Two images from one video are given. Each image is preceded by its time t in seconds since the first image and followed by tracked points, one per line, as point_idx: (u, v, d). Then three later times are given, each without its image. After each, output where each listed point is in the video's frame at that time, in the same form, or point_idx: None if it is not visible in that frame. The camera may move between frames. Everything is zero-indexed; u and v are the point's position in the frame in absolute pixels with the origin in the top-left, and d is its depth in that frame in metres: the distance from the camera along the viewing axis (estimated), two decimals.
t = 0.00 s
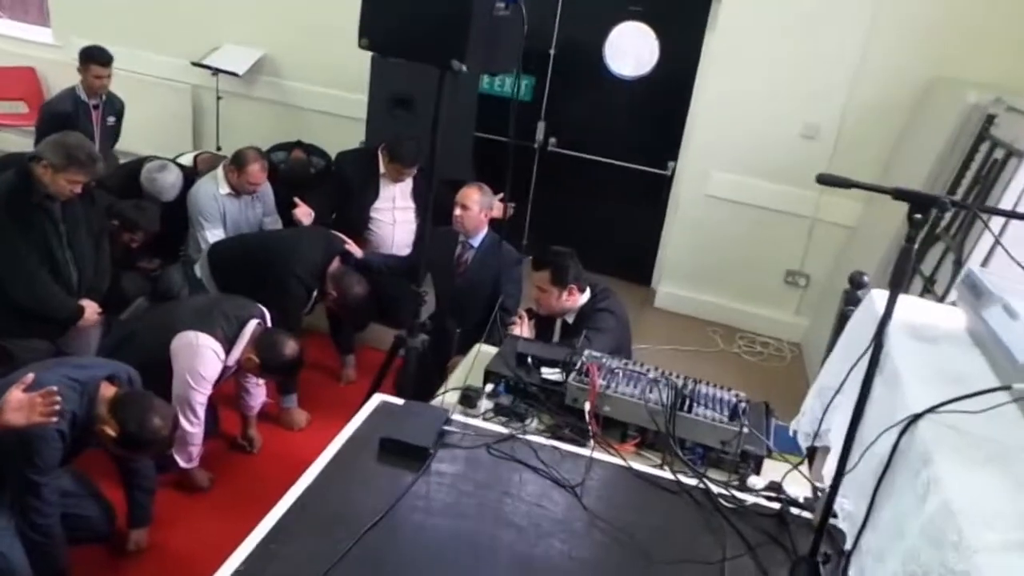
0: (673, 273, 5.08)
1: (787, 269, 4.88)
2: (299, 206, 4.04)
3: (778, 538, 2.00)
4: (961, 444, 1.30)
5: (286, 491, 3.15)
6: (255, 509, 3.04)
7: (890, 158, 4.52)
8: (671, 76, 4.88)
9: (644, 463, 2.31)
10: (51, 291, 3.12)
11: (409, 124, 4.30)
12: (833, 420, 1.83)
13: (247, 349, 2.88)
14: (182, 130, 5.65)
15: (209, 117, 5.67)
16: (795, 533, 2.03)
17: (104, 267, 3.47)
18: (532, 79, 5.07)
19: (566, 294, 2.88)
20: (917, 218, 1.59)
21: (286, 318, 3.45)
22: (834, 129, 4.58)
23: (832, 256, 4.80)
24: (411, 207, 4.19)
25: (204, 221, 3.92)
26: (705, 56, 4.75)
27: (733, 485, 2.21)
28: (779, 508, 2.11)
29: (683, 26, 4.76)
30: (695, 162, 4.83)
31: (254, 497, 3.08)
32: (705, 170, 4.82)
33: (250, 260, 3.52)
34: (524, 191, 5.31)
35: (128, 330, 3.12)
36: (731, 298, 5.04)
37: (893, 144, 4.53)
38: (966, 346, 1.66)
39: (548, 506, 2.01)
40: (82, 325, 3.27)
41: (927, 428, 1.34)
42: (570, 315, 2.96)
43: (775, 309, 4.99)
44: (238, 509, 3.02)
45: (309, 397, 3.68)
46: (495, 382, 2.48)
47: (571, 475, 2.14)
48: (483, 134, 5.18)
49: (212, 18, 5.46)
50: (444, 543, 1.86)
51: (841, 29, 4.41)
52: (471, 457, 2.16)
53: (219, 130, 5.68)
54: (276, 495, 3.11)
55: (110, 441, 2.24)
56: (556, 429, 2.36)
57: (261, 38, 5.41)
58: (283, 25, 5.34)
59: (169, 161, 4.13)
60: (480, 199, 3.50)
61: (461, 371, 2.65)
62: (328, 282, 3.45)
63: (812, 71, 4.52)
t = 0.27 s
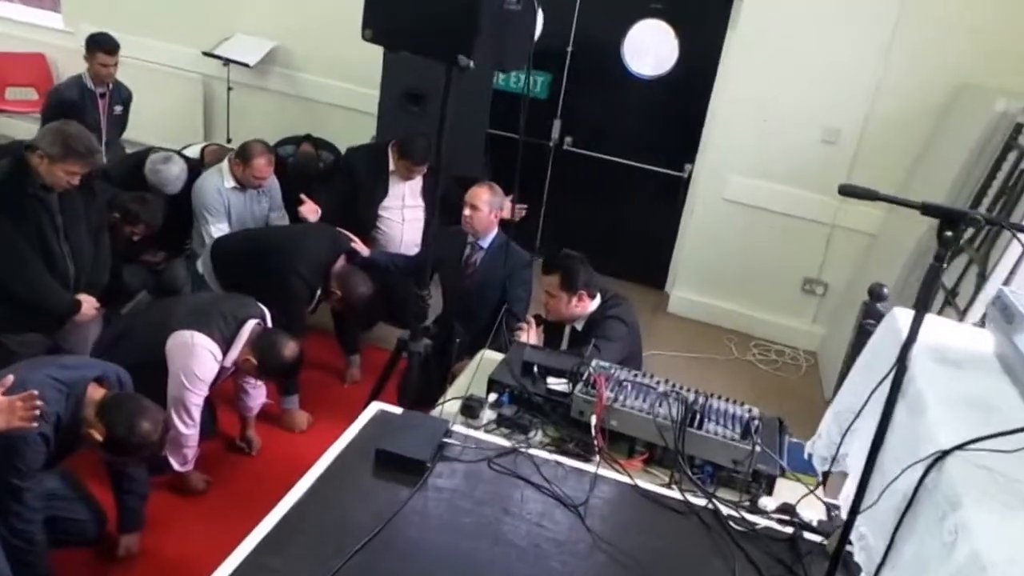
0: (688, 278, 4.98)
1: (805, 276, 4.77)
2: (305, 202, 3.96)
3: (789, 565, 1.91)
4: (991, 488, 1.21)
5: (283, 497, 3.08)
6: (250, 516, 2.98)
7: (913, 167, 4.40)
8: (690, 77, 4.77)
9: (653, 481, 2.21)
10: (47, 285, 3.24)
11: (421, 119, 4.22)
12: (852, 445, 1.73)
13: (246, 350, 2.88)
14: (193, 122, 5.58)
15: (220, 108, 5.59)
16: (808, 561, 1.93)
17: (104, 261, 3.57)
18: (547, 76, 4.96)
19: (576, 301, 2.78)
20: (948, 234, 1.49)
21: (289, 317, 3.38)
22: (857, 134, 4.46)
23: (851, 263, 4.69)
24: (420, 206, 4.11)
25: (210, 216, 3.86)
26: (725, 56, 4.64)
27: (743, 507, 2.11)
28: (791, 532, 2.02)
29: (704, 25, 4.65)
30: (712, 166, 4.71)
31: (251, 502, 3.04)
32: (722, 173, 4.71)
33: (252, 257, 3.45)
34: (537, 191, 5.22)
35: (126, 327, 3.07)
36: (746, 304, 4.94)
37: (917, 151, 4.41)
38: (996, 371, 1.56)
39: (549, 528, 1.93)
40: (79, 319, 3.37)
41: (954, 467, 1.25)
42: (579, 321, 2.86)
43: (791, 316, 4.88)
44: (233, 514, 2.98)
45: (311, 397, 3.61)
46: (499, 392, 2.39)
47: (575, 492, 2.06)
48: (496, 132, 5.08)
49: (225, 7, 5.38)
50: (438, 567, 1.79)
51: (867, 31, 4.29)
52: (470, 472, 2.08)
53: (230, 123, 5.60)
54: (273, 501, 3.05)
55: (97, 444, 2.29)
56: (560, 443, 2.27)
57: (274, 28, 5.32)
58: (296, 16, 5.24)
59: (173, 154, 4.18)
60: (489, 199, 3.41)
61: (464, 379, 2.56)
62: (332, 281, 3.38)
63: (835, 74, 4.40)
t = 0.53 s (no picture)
0: (702, 280, 4.88)
1: (822, 281, 4.66)
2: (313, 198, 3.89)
3: None
4: None
5: (281, 500, 3.02)
6: (247, 519, 2.92)
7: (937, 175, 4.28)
8: (711, 76, 4.66)
9: (661, 498, 2.12)
10: (42, 278, 3.34)
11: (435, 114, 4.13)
12: (873, 473, 1.63)
13: (244, 350, 2.79)
14: (204, 112, 5.52)
15: (231, 98, 5.52)
16: None
17: (104, 255, 3.66)
18: (564, 72, 4.86)
19: (587, 306, 2.69)
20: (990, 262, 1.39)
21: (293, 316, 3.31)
22: (882, 137, 4.34)
23: (870, 269, 4.57)
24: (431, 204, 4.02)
25: (215, 209, 3.83)
26: (748, 55, 4.52)
27: (755, 528, 2.01)
28: (806, 557, 1.92)
29: (728, 22, 4.53)
30: (731, 167, 4.60)
31: (249, 505, 2.98)
32: (740, 174, 4.60)
33: (256, 254, 3.38)
34: (551, 188, 5.12)
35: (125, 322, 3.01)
36: (761, 308, 4.83)
37: (942, 159, 4.29)
38: None
39: (551, 549, 1.85)
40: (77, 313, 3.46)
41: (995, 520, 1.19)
42: (591, 327, 2.77)
43: (807, 321, 4.77)
44: (230, 515, 2.92)
45: (313, 396, 3.54)
46: (503, 401, 2.31)
47: (580, 512, 1.97)
48: (510, 127, 4.98)
49: None
50: None
51: (895, 32, 4.17)
52: (470, 487, 2.00)
53: (241, 114, 5.53)
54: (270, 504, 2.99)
55: (82, 447, 2.33)
56: (566, 457, 2.18)
57: (288, 18, 5.23)
58: (310, 6, 5.15)
59: (179, 145, 4.20)
60: (501, 198, 3.32)
61: (468, 387, 2.47)
62: (338, 281, 3.28)
63: (861, 75, 4.28)
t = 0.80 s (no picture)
0: (716, 280, 4.77)
1: (839, 283, 4.56)
2: (320, 193, 3.82)
3: None
4: None
5: (277, 506, 2.98)
6: (242, 525, 2.88)
7: (959, 181, 4.17)
8: (729, 74, 4.55)
9: (669, 513, 2.04)
10: (40, 270, 3.32)
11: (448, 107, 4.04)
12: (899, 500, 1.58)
13: (244, 346, 2.75)
14: (213, 101, 5.45)
15: (242, 88, 5.45)
16: None
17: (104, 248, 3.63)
18: (580, 66, 4.76)
19: (597, 309, 2.60)
20: None
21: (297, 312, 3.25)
22: (904, 137, 4.23)
23: (888, 272, 4.47)
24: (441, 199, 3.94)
25: (220, 202, 3.78)
26: (769, 50, 4.41)
27: (766, 548, 1.93)
28: None
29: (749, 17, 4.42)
30: (748, 165, 4.50)
31: (244, 507, 2.95)
32: (758, 173, 4.49)
33: (264, 250, 3.35)
34: (563, 184, 5.03)
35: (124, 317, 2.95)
36: (775, 310, 4.73)
37: (965, 163, 4.18)
38: None
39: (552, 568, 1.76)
40: (75, 306, 3.44)
41: None
42: (600, 330, 2.68)
43: (822, 323, 4.67)
44: (224, 518, 2.89)
45: (314, 395, 3.50)
46: (508, 408, 2.23)
47: (584, 528, 1.88)
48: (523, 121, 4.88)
49: None
50: None
51: (921, 30, 4.06)
52: (471, 500, 1.93)
53: (250, 103, 5.46)
54: (266, 509, 2.95)
55: (71, 450, 2.32)
56: (572, 468, 2.10)
57: (300, 7, 5.14)
58: None
59: (187, 136, 4.20)
60: (511, 195, 3.23)
61: (473, 393, 2.39)
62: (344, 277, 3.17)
63: (886, 74, 4.17)
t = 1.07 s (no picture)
0: (731, 277, 4.67)
1: (856, 283, 4.45)
2: (327, 185, 3.73)
3: None
4: None
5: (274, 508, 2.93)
6: (239, 527, 2.83)
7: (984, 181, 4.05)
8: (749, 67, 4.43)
9: (678, 526, 1.95)
10: (38, 260, 3.25)
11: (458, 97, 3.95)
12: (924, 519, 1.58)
13: (245, 338, 2.64)
14: (222, 88, 5.38)
15: (251, 75, 5.37)
16: None
17: (105, 238, 3.56)
18: (595, 57, 4.65)
19: (608, 309, 2.50)
20: None
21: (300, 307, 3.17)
22: (929, 134, 4.12)
23: (908, 272, 4.36)
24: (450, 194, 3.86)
25: (225, 191, 3.71)
26: (791, 43, 4.30)
27: (779, 566, 1.84)
28: None
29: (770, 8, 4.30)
30: (767, 161, 4.39)
31: (240, 506, 2.90)
32: (777, 169, 4.38)
33: (267, 242, 3.28)
34: (576, 177, 4.93)
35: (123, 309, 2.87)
36: (789, 309, 4.62)
37: (991, 162, 4.06)
38: None
39: None
40: (75, 297, 3.38)
41: None
42: (610, 332, 2.59)
43: (839, 324, 4.56)
44: (219, 517, 2.85)
45: (315, 391, 3.44)
46: (512, 412, 2.15)
47: (587, 543, 1.80)
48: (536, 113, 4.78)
49: None
50: None
51: (950, 23, 3.94)
52: (470, 508, 1.84)
53: (259, 89, 5.38)
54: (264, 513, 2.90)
55: (60, 448, 2.25)
56: (576, 476, 2.02)
57: None
58: None
59: (193, 126, 4.14)
60: (521, 190, 3.13)
61: (478, 396, 2.30)
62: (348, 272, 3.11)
63: (911, 68, 4.05)
